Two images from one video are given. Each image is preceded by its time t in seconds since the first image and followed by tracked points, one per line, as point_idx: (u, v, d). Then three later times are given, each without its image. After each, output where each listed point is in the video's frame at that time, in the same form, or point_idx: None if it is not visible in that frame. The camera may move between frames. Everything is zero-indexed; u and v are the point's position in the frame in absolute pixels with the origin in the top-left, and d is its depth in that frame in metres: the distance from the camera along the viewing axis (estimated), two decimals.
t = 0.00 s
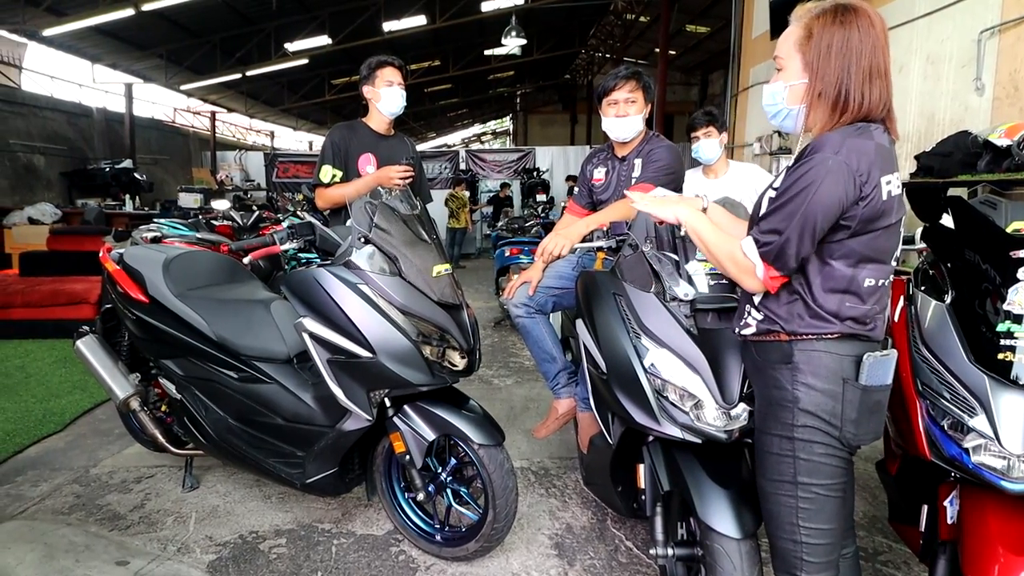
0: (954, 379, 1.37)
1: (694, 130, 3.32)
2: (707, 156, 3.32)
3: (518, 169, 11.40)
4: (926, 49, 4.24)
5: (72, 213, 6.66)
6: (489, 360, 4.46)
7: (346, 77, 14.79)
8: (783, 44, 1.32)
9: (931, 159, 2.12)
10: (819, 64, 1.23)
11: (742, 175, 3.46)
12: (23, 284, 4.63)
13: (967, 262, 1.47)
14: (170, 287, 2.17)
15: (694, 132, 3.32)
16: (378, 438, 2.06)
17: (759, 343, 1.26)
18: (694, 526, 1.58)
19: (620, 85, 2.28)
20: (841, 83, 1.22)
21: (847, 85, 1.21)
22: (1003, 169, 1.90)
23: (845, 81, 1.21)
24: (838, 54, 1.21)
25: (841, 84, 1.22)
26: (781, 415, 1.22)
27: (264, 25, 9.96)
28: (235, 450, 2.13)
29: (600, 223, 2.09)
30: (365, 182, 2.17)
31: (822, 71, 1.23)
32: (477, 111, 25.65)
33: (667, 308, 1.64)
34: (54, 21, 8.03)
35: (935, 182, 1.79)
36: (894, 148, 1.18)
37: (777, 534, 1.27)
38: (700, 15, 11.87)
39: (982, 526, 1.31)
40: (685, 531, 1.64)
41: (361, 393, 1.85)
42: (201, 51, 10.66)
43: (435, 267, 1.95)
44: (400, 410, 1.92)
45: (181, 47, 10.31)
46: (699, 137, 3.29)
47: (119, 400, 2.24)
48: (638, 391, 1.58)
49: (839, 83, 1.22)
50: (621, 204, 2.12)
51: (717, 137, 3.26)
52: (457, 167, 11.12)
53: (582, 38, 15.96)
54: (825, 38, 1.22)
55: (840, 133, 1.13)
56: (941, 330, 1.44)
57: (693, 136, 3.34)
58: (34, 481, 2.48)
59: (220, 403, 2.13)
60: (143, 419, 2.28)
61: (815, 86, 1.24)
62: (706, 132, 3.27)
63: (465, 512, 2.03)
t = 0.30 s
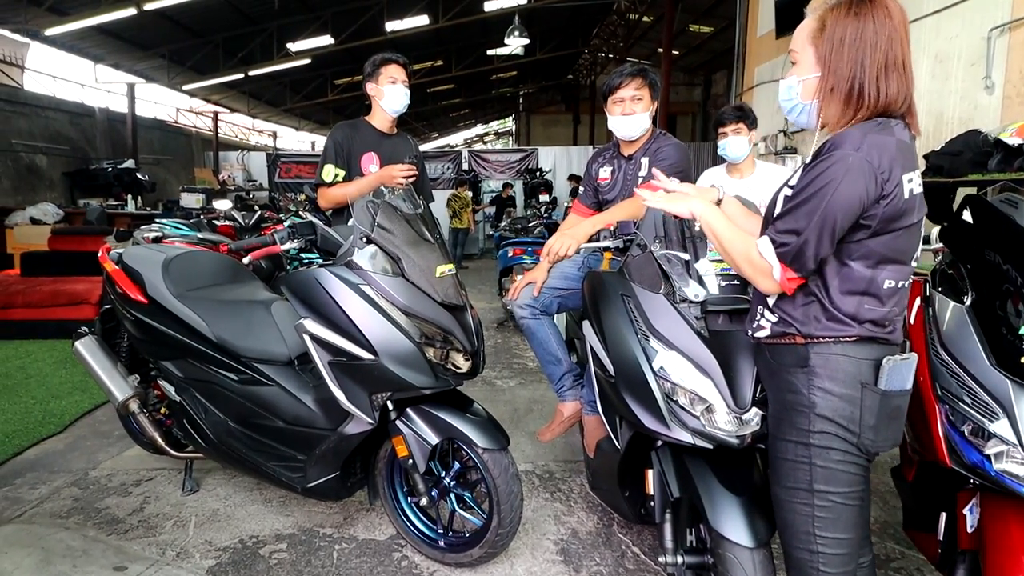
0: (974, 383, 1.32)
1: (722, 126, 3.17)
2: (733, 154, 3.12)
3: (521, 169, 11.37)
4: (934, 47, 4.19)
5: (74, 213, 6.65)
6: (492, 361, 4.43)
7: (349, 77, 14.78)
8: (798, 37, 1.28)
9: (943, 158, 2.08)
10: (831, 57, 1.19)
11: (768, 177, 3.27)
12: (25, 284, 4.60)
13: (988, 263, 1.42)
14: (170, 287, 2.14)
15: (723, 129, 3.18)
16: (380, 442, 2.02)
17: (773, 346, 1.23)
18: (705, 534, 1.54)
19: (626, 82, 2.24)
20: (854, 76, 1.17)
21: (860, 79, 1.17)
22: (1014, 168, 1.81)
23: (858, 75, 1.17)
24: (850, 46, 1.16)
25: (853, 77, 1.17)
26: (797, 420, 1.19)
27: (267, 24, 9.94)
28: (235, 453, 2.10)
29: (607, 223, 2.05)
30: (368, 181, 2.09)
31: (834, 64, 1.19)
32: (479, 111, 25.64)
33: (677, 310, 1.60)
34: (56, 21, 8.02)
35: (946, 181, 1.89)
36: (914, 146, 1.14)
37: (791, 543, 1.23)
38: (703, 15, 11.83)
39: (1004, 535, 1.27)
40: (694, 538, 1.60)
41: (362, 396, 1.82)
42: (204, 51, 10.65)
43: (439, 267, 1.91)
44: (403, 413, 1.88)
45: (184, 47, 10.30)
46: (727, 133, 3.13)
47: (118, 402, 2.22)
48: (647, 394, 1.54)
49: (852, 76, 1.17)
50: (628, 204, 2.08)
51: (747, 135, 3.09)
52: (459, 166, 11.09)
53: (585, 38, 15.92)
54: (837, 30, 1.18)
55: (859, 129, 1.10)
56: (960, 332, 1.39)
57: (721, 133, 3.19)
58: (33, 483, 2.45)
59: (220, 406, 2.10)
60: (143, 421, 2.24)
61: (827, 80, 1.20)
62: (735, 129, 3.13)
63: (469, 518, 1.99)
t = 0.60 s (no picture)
0: (1007, 394, 1.29)
1: (763, 115, 2.92)
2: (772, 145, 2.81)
3: (525, 165, 11.31)
4: (948, 43, 4.11)
5: (78, 209, 6.62)
6: (499, 360, 4.39)
7: (353, 72, 14.71)
8: (817, 43, 1.21)
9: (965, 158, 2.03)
10: (849, 65, 1.12)
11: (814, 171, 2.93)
12: (28, 281, 4.57)
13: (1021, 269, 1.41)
14: (175, 288, 2.10)
15: (764, 117, 2.93)
16: (390, 447, 1.99)
17: (803, 357, 1.22)
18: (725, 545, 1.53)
19: (640, 82, 2.18)
20: (874, 83, 1.10)
21: (882, 85, 1.10)
22: None
23: (879, 81, 1.10)
24: (869, 53, 1.09)
25: (873, 84, 1.11)
26: (830, 435, 1.18)
27: (270, 20, 9.89)
28: (243, 458, 2.06)
29: (621, 225, 2.01)
30: (377, 181, 2.07)
31: (853, 72, 1.12)
32: (483, 107, 25.54)
33: (697, 316, 1.56)
34: (60, 17, 7.98)
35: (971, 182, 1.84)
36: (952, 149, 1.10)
37: (822, 561, 1.23)
38: (709, 9, 11.72)
39: None
40: (712, 548, 1.58)
41: (372, 402, 1.78)
42: (207, 47, 10.60)
43: (450, 270, 1.87)
44: (414, 419, 1.85)
45: (188, 43, 10.25)
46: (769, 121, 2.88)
47: (123, 405, 2.18)
48: (667, 403, 1.50)
49: (873, 83, 1.11)
50: (643, 206, 2.06)
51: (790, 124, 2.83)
52: (463, 163, 11.03)
53: (590, 33, 15.82)
54: (855, 36, 1.11)
55: (895, 133, 1.06)
56: (992, 340, 1.35)
57: (761, 123, 2.94)
58: (37, 486, 2.42)
59: (227, 410, 2.06)
60: (147, 424, 2.21)
61: (847, 88, 1.14)
62: (778, 117, 2.88)
63: (481, 525, 1.96)
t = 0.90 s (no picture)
0: None
1: (789, 122, 2.87)
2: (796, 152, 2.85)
3: (529, 168, 11.30)
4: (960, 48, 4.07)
5: (83, 213, 6.61)
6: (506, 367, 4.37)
7: (356, 76, 14.72)
8: (852, 56, 1.20)
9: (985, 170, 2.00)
10: (889, 77, 1.10)
11: (839, 180, 2.90)
12: (34, 287, 4.56)
13: None
14: (185, 299, 2.08)
15: (789, 124, 2.87)
16: (402, 462, 1.96)
17: (832, 380, 1.20)
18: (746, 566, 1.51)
19: (654, 91, 2.16)
20: (914, 96, 1.08)
21: (922, 99, 1.08)
22: None
23: (918, 95, 1.08)
24: (910, 65, 1.08)
25: (913, 98, 1.08)
26: (859, 460, 1.16)
27: (275, 24, 9.88)
28: (252, 472, 2.04)
29: (637, 238, 2.01)
30: (387, 192, 2.03)
31: (893, 84, 1.10)
32: (486, 109, 25.55)
33: (718, 334, 1.54)
34: (65, 21, 7.97)
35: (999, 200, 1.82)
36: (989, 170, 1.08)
37: None
38: (713, 13, 11.70)
39: None
40: (731, 567, 1.56)
41: (386, 418, 1.76)
42: (212, 51, 10.60)
43: (463, 284, 1.85)
44: (426, 434, 1.82)
45: (193, 46, 10.26)
46: (793, 129, 2.84)
47: (132, 417, 2.16)
48: (687, 422, 1.47)
49: (912, 96, 1.08)
50: (660, 218, 2.05)
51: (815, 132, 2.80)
52: (467, 166, 11.01)
53: (594, 36, 15.80)
54: (896, 48, 1.09)
55: (930, 153, 1.04)
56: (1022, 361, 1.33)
57: (785, 128, 2.90)
58: (45, 496, 2.40)
59: (237, 422, 2.04)
60: (156, 436, 2.18)
61: (884, 101, 1.12)
62: (803, 125, 2.82)
63: (494, 541, 1.94)
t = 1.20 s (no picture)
0: None
1: (797, 125, 2.85)
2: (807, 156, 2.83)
3: (532, 170, 11.28)
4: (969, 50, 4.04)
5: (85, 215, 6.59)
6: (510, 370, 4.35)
7: (359, 77, 14.72)
8: (870, 64, 1.19)
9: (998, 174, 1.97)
10: (916, 82, 1.10)
11: (852, 182, 2.89)
12: (37, 290, 4.56)
13: None
14: (188, 305, 2.06)
15: (798, 128, 2.86)
16: (407, 469, 1.94)
17: (846, 390, 1.18)
18: None
19: (661, 94, 2.15)
20: (944, 102, 1.08)
21: (951, 104, 1.08)
22: None
23: (948, 99, 1.08)
24: (937, 71, 1.08)
25: (942, 103, 1.08)
26: (874, 472, 1.15)
27: (278, 25, 9.88)
28: (256, 479, 2.02)
29: (645, 244, 2.00)
30: (391, 196, 2.03)
31: (920, 90, 1.10)
32: (489, 111, 25.55)
33: (729, 342, 1.52)
34: (68, 22, 7.97)
35: None
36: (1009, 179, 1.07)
37: None
38: (717, 14, 11.67)
39: None
40: None
41: (392, 426, 1.74)
42: (215, 52, 10.60)
43: (469, 290, 1.83)
44: (432, 442, 1.81)
45: (195, 48, 10.26)
46: (802, 133, 2.82)
47: (135, 423, 2.14)
48: (696, 432, 1.45)
49: (941, 101, 1.08)
50: (668, 223, 2.04)
51: (825, 136, 2.78)
52: (471, 168, 11.00)
53: (597, 38, 15.79)
54: (921, 54, 1.09)
55: (953, 161, 1.04)
56: None
57: (795, 132, 2.88)
58: (48, 503, 2.39)
59: (241, 429, 2.02)
60: (159, 442, 2.17)
61: (912, 107, 1.11)
62: (812, 129, 2.80)
63: (500, 549, 1.92)
